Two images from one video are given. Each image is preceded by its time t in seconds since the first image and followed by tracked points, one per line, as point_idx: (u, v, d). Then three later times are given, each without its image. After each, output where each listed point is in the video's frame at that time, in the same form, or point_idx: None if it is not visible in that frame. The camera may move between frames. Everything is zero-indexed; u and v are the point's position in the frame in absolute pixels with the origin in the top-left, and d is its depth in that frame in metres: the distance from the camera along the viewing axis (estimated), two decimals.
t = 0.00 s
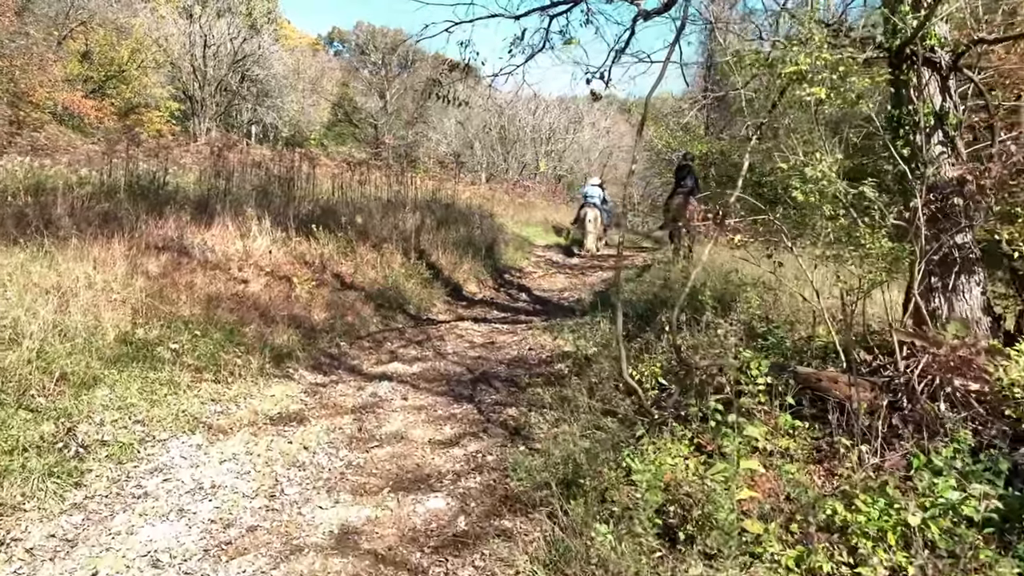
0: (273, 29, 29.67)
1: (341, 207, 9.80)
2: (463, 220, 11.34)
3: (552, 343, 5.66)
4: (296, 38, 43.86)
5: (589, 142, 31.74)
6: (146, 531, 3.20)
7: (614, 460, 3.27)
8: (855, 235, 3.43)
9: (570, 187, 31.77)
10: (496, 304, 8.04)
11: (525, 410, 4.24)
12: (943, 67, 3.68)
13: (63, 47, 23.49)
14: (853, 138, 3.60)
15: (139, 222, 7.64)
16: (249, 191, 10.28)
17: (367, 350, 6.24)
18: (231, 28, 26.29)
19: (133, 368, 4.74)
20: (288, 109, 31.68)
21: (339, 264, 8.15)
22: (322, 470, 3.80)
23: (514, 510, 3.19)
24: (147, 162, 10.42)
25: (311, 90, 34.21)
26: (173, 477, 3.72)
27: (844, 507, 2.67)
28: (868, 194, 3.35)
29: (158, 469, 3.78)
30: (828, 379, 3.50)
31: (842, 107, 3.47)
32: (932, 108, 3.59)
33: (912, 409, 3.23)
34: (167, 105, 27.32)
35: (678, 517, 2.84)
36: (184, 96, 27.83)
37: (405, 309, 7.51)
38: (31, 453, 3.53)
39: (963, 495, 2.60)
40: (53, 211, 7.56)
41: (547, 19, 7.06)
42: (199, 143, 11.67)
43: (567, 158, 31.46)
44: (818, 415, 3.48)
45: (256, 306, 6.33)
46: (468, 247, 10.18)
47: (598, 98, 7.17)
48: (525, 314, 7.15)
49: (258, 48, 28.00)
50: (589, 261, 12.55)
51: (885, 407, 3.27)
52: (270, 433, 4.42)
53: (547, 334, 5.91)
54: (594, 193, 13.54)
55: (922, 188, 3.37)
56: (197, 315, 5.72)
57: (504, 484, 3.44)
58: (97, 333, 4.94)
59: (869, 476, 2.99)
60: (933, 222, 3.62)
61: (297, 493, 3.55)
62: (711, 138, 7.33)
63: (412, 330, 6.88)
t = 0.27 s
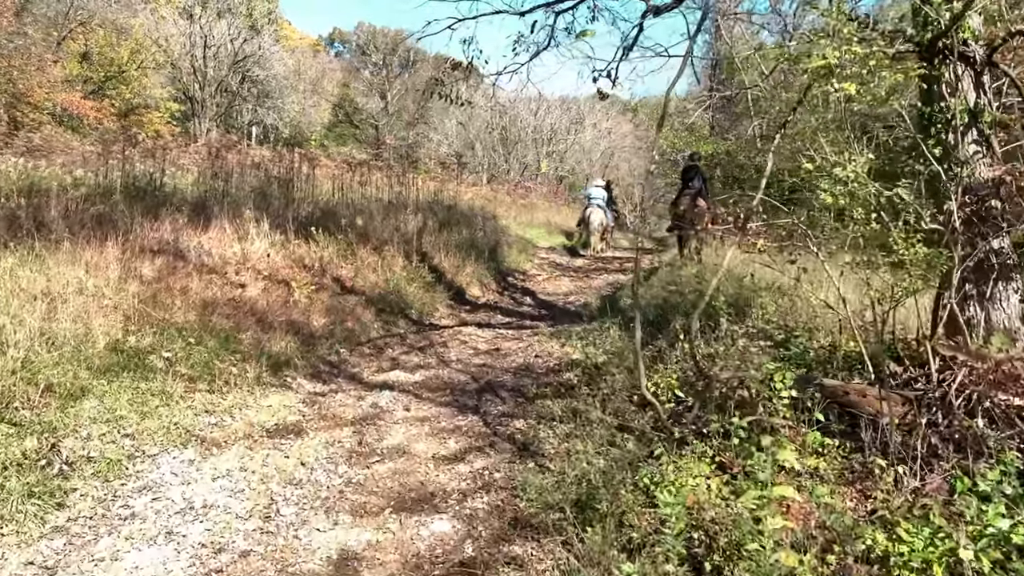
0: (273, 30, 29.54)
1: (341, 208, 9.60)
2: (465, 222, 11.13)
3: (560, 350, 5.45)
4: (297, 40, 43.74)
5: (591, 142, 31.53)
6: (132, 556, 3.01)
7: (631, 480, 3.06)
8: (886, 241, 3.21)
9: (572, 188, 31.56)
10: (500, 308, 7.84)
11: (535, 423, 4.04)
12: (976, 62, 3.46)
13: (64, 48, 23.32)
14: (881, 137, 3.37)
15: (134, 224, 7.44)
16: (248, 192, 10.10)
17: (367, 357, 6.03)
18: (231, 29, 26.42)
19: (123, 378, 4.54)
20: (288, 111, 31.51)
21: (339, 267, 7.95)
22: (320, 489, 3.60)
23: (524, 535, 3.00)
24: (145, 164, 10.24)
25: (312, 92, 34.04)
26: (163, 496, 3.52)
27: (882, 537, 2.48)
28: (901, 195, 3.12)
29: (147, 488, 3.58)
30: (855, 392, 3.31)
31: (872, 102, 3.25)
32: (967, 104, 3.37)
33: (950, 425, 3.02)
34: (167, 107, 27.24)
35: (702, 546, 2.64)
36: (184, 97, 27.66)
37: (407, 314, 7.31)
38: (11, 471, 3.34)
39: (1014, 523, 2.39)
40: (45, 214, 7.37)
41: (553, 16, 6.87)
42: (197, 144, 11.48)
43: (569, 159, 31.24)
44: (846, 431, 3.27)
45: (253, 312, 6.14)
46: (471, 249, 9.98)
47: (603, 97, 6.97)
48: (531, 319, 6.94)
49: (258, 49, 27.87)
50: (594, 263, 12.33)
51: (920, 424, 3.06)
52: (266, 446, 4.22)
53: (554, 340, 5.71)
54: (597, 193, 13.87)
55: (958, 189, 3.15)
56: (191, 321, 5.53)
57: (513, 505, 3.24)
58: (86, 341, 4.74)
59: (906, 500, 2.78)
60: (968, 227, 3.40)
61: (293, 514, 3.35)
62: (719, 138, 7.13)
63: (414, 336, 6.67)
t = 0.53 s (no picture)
0: (274, 29, 29.40)
1: (342, 209, 9.40)
2: (468, 223, 10.92)
3: (569, 356, 5.25)
4: (299, 41, 43.62)
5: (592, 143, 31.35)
6: None
7: (652, 500, 2.86)
8: (926, 243, 2.99)
9: (574, 189, 31.37)
10: (505, 311, 7.63)
11: (546, 434, 3.83)
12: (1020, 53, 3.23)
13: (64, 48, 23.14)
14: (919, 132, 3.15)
15: (130, 225, 7.25)
16: (247, 192, 9.89)
17: (370, 362, 5.84)
18: (233, 28, 26.77)
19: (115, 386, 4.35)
20: (289, 111, 31.33)
21: (340, 269, 7.75)
22: (320, 505, 3.40)
23: (539, 559, 2.79)
24: (143, 163, 10.05)
25: (313, 92, 33.85)
26: (154, 513, 3.33)
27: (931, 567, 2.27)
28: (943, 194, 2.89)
29: (138, 504, 3.38)
30: (890, 405, 3.10)
31: (909, 94, 3.05)
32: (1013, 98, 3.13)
33: (995, 441, 2.82)
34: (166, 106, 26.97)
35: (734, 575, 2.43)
36: (185, 97, 27.51)
37: (410, 317, 7.11)
38: None
39: None
40: (39, 214, 7.19)
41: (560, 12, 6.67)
42: (196, 144, 11.30)
43: (570, 160, 31.06)
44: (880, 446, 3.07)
45: (251, 316, 5.94)
46: (475, 251, 9.78)
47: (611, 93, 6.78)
48: (537, 323, 6.73)
49: (260, 49, 28.02)
50: (599, 265, 12.12)
51: (962, 440, 2.86)
52: (264, 458, 4.02)
53: (564, 345, 5.50)
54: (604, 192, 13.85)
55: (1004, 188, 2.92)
56: (187, 325, 5.34)
57: (525, 525, 3.04)
58: (77, 347, 4.55)
59: (954, 525, 2.56)
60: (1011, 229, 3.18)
61: (292, 534, 3.14)
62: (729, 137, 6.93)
63: (417, 340, 6.47)
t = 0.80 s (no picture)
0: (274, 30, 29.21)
1: (343, 211, 9.21)
2: (471, 225, 10.72)
3: (579, 363, 5.04)
4: (299, 42, 43.40)
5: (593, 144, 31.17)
6: None
7: (675, 525, 2.66)
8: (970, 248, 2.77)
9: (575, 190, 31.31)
10: (510, 316, 7.42)
11: (559, 450, 3.62)
12: None
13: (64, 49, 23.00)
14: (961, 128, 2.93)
15: (125, 228, 7.06)
16: (246, 194, 9.70)
17: (371, 370, 5.64)
18: (233, 30, 26.80)
19: (104, 397, 4.15)
20: (290, 113, 31.15)
21: (341, 273, 7.55)
22: (319, 527, 3.20)
23: None
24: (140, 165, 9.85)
25: (314, 94, 33.68)
26: (143, 535, 3.13)
27: None
28: (990, 195, 2.67)
29: (126, 525, 3.19)
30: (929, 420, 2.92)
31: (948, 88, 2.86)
32: None
33: None
34: (166, 109, 25.95)
35: None
36: (185, 99, 27.33)
37: (412, 322, 6.90)
38: None
39: None
40: (32, 217, 7.00)
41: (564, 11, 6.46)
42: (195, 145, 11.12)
43: (571, 161, 30.87)
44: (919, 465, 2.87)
45: (248, 322, 5.75)
46: (478, 253, 9.57)
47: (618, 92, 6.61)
48: (543, 329, 6.52)
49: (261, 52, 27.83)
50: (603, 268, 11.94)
51: (1010, 461, 2.67)
52: (260, 474, 3.82)
53: (573, 352, 5.28)
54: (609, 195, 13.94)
55: None
56: (182, 332, 5.14)
57: (539, 549, 2.84)
58: (66, 356, 4.35)
59: (1007, 555, 2.37)
60: None
61: (289, 559, 2.95)
62: (735, 138, 6.73)
63: (420, 346, 6.27)
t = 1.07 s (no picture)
0: (274, 32, 29.02)
1: (343, 213, 9.01)
2: (474, 227, 10.51)
3: (590, 371, 4.84)
4: (300, 43, 43.21)
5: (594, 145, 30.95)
6: None
7: (703, 552, 2.47)
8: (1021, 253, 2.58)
9: (577, 192, 31.06)
10: (516, 321, 7.22)
11: (573, 466, 3.42)
12: None
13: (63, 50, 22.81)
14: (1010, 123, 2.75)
15: (120, 230, 6.87)
16: (245, 196, 9.50)
17: (373, 377, 5.44)
18: (233, 31, 26.72)
19: (93, 409, 3.96)
20: (291, 114, 30.95)
21: (342, 276, 7.36)
22: (319, 551, 3.00)
23: None
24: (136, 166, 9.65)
25: (315, 95, 33.50)
26: (131, 560, 2.94)
27: None
28: None
29: (112, 549, 2.99)
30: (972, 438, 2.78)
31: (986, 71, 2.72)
32: None
33: None
34: (166, 110, 25.50)
35: None
36: (185, 100, 27.12)
37: (415, 327, 6.71)
38: None
39: None
40: (24, 219, 6.81)
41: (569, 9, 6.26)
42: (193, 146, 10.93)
43: (572, 162, 30.56)
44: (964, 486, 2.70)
45: (246, 328, 5.55)
46: (482, 256, 9.38)
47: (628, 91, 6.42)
48: (549, 335, 6.31)
49: (261, 52, 27.85)
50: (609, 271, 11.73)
51: None
52: (257, 490, 3.63)
53: (583, 359, 5.08)
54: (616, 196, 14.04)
55: None
56: (177, 338, 4.95)
57: None
58: (53, 365, 4.16)
59: None
60: None
61: None
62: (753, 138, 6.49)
63: (423, 353, 6.07)
